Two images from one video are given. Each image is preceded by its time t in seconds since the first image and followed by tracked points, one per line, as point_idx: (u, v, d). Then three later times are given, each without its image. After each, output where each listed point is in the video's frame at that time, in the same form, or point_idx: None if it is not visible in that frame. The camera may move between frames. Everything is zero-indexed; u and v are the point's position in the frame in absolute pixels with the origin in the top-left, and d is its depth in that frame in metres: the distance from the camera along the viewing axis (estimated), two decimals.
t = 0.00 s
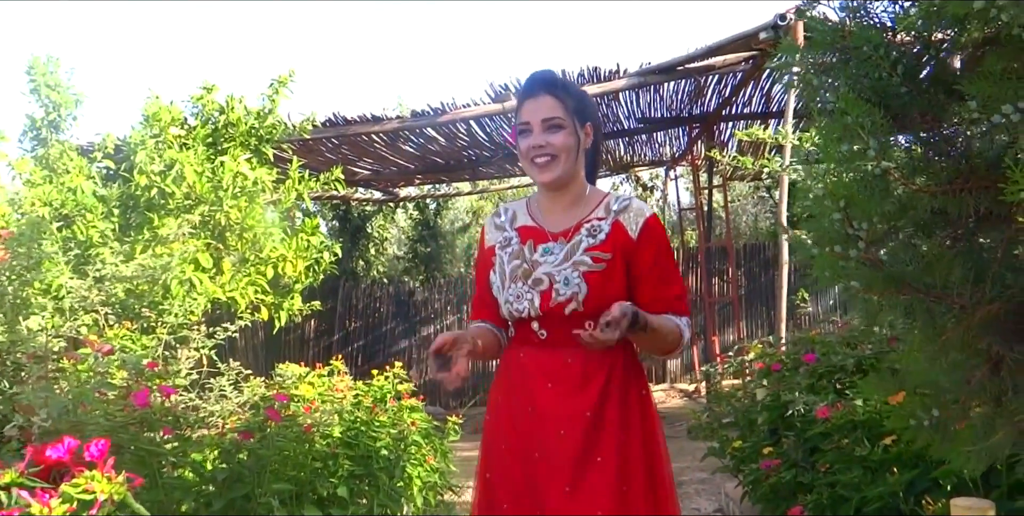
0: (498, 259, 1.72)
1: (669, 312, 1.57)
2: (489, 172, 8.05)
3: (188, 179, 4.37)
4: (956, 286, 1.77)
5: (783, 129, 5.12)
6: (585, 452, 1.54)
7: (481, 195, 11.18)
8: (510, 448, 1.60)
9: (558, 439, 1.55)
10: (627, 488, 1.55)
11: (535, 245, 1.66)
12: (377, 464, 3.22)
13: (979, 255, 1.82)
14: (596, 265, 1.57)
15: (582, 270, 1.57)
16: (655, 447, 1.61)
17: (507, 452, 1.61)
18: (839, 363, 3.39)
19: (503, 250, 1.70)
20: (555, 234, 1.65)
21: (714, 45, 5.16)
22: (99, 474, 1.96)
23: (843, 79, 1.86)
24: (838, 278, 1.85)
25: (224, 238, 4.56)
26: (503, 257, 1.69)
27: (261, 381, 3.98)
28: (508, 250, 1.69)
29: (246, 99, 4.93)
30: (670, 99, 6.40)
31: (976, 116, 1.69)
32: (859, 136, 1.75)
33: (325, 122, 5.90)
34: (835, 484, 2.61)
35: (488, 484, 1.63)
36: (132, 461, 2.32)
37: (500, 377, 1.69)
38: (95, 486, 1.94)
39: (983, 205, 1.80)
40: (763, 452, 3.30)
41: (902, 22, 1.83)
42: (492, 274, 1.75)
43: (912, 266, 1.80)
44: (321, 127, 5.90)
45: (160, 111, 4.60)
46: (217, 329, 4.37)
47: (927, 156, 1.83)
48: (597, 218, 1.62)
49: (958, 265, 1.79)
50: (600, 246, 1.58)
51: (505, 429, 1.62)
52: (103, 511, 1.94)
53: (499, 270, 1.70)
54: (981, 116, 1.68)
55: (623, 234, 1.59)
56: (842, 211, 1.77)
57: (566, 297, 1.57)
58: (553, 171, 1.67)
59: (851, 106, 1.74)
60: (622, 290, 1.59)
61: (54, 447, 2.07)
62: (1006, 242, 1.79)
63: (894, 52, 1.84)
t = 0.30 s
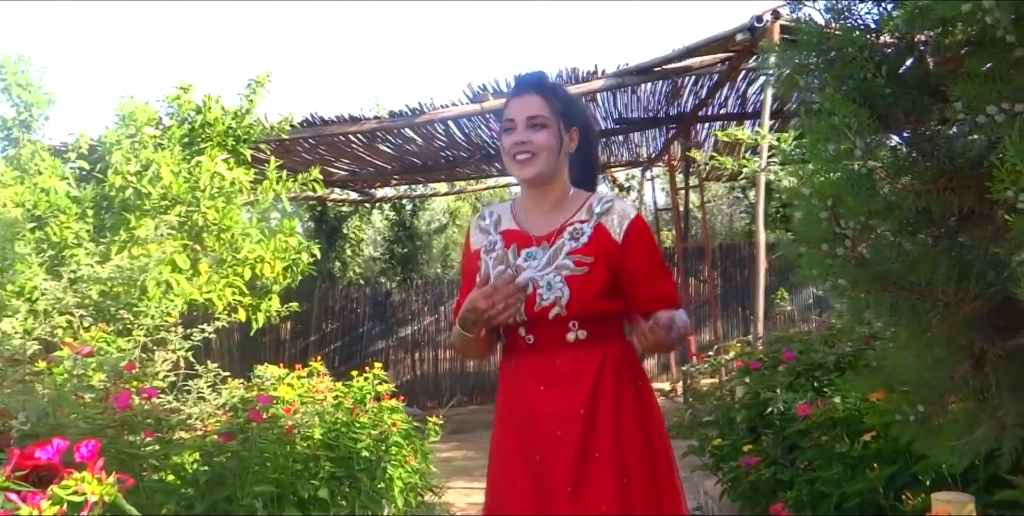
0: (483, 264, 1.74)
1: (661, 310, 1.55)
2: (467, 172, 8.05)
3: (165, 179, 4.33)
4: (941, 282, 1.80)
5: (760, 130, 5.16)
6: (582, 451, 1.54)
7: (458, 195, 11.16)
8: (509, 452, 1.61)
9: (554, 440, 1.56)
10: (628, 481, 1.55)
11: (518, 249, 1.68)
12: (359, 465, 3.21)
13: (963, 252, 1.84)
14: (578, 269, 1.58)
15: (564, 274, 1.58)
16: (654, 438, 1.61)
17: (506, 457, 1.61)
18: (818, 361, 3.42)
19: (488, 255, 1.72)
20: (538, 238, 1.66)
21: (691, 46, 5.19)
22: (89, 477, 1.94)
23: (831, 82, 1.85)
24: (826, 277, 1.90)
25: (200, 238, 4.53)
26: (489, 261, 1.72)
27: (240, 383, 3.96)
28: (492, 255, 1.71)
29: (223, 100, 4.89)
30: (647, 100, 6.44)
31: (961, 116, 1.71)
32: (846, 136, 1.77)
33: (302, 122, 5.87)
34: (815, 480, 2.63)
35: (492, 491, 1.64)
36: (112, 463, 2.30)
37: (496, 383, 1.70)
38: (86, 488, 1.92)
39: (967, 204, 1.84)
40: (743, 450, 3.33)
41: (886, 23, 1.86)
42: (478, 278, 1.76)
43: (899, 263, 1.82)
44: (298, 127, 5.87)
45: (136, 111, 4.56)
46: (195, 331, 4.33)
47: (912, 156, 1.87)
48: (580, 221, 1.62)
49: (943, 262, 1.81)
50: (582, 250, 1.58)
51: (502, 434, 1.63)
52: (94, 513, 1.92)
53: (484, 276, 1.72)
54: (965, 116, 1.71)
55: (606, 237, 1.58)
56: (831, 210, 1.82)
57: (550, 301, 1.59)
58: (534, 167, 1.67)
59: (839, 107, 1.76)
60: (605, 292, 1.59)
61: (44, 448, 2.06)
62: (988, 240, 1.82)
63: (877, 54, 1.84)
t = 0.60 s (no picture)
0: (467, 259, 1.74)
1: (636, 308, 1.59)
2: (443, 174, 8.04)
3: (141, 179, 4.28)
4: (928, 282, 1.82)
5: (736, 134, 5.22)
6: (567, 449, 1.55)
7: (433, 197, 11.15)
8: (491, 448, 1.60)
9: (539, 438, 1.56)
10: (610, 480, 1.56)
11: (504, 243, 1.68)
12: (340, 466, 3.20)
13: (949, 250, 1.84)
14: (566, 263, 1.59)
15: (552, 268, 1.59)
16: (634, 438, 1.63)
17: (488, 454, 1.60)
18: (798, 361, 3.46)
19: (473, 250, 1.72)
20: (524, 232, 1.67)
21: (670, 50, 5.23)
22: (88, 476, 2.03)
23: (822, 85, 1.88)
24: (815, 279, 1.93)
25: (177, 239, 4.49)
26: (473, 256, 1.71)
27: (218, 385, 3.92)
28: (478, 249, 1.71)
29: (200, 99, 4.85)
30: (624, 103, 6.47)
31: (951, 121, 1.73)
32: (838, 139, 1.82)
33: (279, 122, 5.84)
34: (796, 479, 2.66)
35: (471, 487, 1.63)
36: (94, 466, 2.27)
37: (476, 380, 1.69)
38: (85, 487, 2.01)
39: (954, 207, 1.83)
40: (723, 450, 3.36)
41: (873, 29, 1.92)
42: (462, 273, 1.76)
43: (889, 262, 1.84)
44: (275, 128, 5.84)
45: (111, 110, 4.52)
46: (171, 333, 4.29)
47: (902, 161, 1.88)
48: (567, 216, 1.64)
49: (932, 263, 1.81)
50: (570, 244, 1.60)
51: (484, 431, 1.62)
52: (93, 512, 2.01)
53: (470, 270, 1.72)
54: (957, 121, 1.72)
55: (593, 233, 1.60)
56: (822, 212, 1.86)
57: (537, 295, 1.59)
58: (516, 169, 1.69)
59: (831, 110, 1.81)
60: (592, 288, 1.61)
61: (43, 448, 2.13)
62: (976, 241, 1.82)
63: (865, 58, 1.90)
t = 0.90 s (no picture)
0: (463, 264, 1.73)
1: (628, 318, 1.60)
2: (428, 176, 8.04)
3: (127, 179, 4.25)
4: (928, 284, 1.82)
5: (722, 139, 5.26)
6: (551, 456, 1.54)
7: (416, 200, 11.15)
8: (474, 450, 1.59)
9: (523, 443, 1.55)
10: (592, 492, 1.54)
11: (502, 250, 1.68)
12: (327, 468, 3.19)
13: (947, 253, 1.86)
14: (564, 272, 1.60)
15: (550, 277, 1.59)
16: (618, 452, 1.62)
17: (470, 454, 1.59)
18: (785, 365, 3.49)
19: (469, 255, 1.71)
20: (521, 239, 1.67)
21: (657, 55, 5.26)
22: (102, 475, 1.99)
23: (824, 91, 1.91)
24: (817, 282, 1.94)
25: (162, 239, 4.46)
26: (469, 261, 1.71)
27: (204, 386, 3.90)
28: (474, 255, 1.70)
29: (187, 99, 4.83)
30: (609, 108, 6.49)
31: (954, 128, 1.71)
32: (841, 144, 1.83)
33: (266, 123, 5.82)
34: (785, 482, 2.67)
35: (450, 486, 1.62)
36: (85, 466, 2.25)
37: (463, 381, 1.68)
38: (99, 486, 1.97)
39: (953, 213, 1.84)
40: (710, 453, 3.38)
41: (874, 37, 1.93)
42: (457, 279, 1.75)
43: (891, 265, 1.83)
44: (262, 129, 5.82)
45: (96, 109, 4.49)
46: (157, 333, 4.26)
47: (902, 167, 1.88)
48: (564, 223, 1.64)
49: (932, 267, 1.82)
50: (568, 252, 1.60)
51: (468, 432, 1.61)
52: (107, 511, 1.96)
53: (465, 274, 1.71)
54: (960, 128, 1.71)
55: (589, 240, 1.61)
56: (826, 215, 1.89)
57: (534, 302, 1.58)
58: (512, 173, 1.69)
59: (834, 115, 1.83)
60: (587, 297, 1.62)
61: (54, 446, 2.06)
62: (971, 245, 1.86)
63: (867, 66, 1.92)
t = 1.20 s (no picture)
0: (461, 252, 1.74)
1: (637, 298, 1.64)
2: (414, 176, 8.04)
3: (114, 175, 4.21)
4: (926, 283, 1.83)
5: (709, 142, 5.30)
6: (556, 443, 1.56)
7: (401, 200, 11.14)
8: (481, 443, 1.61)
9: (529, 432, 1.56)
10: (599, 477, 1.56)
11: (499, 237, 1.69)
12: (318, 466, 3.18)
13: (944, 253, 1.88)
14: (561, 258, 1.61)
15: (547, 263, 1.60)
16: (623, 437, 1.63)
17: (477, 447, 1.61)
18: (773, 365, 3.52)
19: (467, 243, 1.72)
20: (519, 227, 1.68)
21: (645, 57, 5.29)
22: (114, 467, 2.06)
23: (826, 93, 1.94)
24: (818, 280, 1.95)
25: (150, 236, 4.44)
26: (468, 249, 1.72)
27: (192, 384, 3.88)
28: (472, 243, 1.71)
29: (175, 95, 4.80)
30: (596, 109, 6.52)
31: (955, 130, 1.73)
32: (842, 145, 1.84)
33: (253, 121, 5.80)
34: (774, 479, 2.70)
35: (459, 482, 1.63)
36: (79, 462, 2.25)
37: (467, 376, 1.70)
38: (111, 478, 2.04)
39: (952, 213, 1.85)
40: (699, 452, 3.41)
41: (874, 41, 1.97)
42: (455, 268, 1.76)
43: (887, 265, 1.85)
44: (249, 126, 5.80)
45: (83, 105, 4.47)
46: (144, 331, 4.24)
47: (903, 167, 1.89)
48: (562, 211, 1.66)
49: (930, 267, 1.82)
50: (565, 239, 1.62)
51: (474, 425, 1.63)
52: (119, 502, 2.03)
53: (463, 264, 1.72)
54: (960, 130, 1.73)
55: (588, 227, 1.63)
56: (827, 214, 1.93)
57: (531, 288, 1.60)
58: (518, 164, 1.70)
59: (835, 118, 1.84)
60: (586, 282, 1.63)
61: (67, 439, 2.13)
62: (967, 247, 1.89)
63: (866, 69, 1.96)
